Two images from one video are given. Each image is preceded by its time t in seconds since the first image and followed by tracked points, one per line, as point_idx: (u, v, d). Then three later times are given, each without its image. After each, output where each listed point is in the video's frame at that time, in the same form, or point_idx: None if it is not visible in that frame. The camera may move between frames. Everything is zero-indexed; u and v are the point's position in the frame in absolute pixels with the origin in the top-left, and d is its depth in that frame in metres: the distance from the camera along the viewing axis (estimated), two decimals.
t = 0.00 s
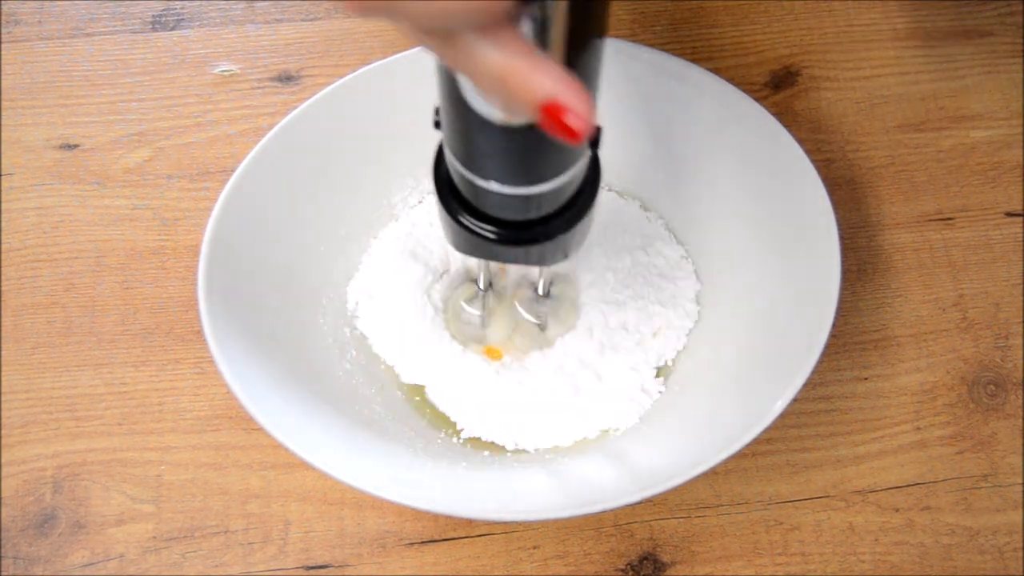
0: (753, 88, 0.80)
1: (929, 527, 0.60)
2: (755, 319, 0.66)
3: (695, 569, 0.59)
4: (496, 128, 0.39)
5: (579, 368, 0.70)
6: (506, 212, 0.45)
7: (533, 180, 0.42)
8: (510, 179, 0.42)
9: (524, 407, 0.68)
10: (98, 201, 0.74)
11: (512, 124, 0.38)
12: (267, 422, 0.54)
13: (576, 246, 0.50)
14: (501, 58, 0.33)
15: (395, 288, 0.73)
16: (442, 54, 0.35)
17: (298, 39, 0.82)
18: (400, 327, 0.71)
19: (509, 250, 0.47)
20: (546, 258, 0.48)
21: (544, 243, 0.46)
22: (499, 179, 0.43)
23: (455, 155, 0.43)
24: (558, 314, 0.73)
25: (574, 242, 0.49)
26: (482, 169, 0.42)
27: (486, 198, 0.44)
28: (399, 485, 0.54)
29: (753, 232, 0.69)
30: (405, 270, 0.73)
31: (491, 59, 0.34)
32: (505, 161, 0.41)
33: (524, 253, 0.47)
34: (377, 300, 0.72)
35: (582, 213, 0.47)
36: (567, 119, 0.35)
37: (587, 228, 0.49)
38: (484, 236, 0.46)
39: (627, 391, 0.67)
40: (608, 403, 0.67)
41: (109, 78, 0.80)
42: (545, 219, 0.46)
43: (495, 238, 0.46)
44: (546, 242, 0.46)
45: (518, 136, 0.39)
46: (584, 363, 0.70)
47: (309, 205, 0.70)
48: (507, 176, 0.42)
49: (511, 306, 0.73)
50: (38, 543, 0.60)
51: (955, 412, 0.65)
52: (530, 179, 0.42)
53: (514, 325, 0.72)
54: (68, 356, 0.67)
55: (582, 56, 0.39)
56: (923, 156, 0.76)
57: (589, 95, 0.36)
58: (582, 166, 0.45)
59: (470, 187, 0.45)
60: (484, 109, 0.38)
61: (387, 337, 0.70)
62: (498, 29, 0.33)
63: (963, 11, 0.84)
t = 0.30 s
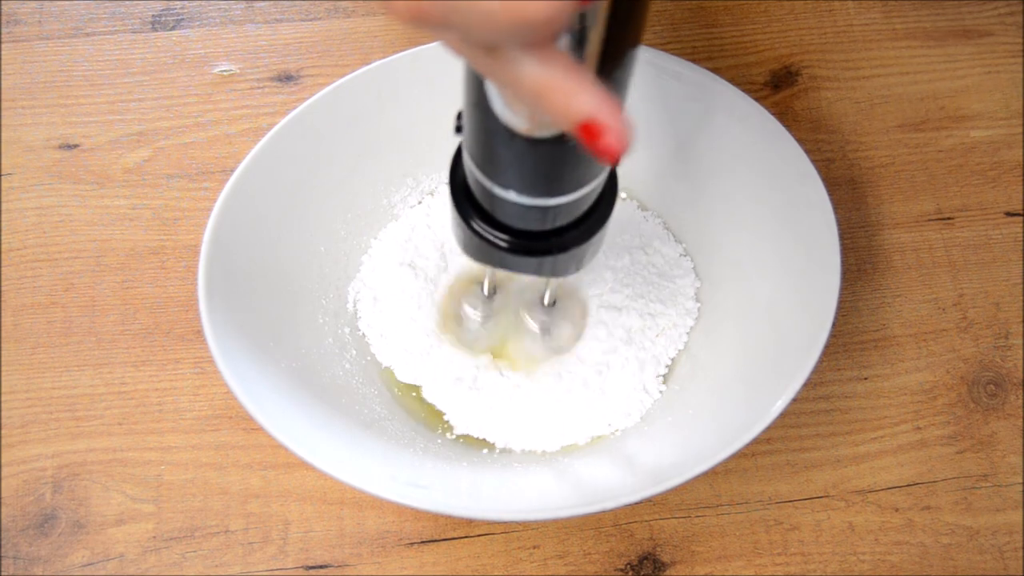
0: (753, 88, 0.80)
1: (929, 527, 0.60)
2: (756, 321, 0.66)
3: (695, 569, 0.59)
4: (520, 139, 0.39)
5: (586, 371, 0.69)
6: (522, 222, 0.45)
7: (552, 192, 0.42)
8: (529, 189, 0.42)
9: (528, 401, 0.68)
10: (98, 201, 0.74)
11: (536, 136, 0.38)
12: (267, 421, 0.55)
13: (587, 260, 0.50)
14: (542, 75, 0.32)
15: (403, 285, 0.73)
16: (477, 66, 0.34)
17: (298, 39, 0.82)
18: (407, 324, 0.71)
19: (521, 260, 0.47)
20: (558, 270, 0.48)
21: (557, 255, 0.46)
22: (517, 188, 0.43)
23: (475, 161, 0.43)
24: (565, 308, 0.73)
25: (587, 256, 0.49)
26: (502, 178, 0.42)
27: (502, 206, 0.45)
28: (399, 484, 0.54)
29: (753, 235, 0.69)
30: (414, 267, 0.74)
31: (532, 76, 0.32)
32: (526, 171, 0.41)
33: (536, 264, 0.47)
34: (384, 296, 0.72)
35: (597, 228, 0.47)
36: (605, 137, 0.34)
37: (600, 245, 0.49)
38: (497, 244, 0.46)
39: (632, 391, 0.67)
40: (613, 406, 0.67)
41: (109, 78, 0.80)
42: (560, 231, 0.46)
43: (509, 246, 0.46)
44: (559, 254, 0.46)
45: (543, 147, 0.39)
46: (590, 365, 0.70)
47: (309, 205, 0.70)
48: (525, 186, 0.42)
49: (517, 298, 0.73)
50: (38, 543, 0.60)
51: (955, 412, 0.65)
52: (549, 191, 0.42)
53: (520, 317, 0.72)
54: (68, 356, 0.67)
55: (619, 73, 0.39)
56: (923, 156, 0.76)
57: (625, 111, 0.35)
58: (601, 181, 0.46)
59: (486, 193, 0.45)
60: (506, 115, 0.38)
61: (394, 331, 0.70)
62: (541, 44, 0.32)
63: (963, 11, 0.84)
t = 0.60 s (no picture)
0: (753, 88, 0.80)
1: (929, 527, 0.60)
2: (756, 321, 0.65)
3: (695, 569, 0.59)
4: (522, 152, 0.39)
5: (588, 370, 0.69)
6: (528, 234, 0.45)
7: (555, 203, 0.43)
8: (533, 200, 0.42)
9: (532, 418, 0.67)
10: (97, 201, 0.74)
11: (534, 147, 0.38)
12: (266, 420, 0.55)
13: (595, 269, 0.50)
14: (522, 88, 0.33)
15: (405, 292, 0.73)
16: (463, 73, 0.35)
17: (298, 39, 0.82)
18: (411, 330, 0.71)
19: (527, 271, 0.47)
20: (565, 280, 0.48)
21: (564, 265, 0.46)
22: (521, 200, 0.43)
23: (477, 173, 0.44)
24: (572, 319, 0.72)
25: (595, 264, 0.49)
26: (505, 191, 0.43)
27: (507, 218, 0.45)
28: (400, 485, 0.54)
29: (754, 234, 0.69)
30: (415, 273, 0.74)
31: (513, 88, 0.33)
32: (529, 183, 0.41)
33: (543, 275, 0.47)
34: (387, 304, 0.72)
35: (604, 236, 0.47)
36: (580, 154, 0.34)
37: (608, 250, 0.50)
38: (504, 256, 0.46)
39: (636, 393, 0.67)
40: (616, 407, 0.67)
41: (109, 78, 0.80)
42: (566, 241, 0.46)
43: (517, 259, 0.46)
44: (566, 264, 0.46)
45: (544, 160, 0.39)
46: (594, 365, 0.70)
47: (308, 206, 0.70)
48: (529, 197, 0.42)
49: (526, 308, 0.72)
50: (38, 543, 0.60)
51: (954, 412, 0.65)
52: (553, 202, 0.42)
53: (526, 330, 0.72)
54: (68, 356, 0.67)
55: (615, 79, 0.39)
56: (923, 156, 0.76)
57: (607, 130, 0.35)
58: (606, 189, 0.46)
59: (490, 206, 0.45)
60: (504, 127, 0.38)
61: (397, 339, 0.70)
62: (523, 58, 0.33)
63: (963, 11, 0.84)
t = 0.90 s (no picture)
0: (753, 88, 0.80)
1: (929, 527, 0.60)
2: (756, 321, 0.65)
3: (695, 569, 0.59)
4: (509, 135, 0.39)
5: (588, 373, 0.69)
6: (512, 222, 0.45)
7: (542, 191, 0.42)
8: (518, 187, 0.42)
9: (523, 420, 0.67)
10: (97, 201, 0.74)
11: (524, 131, 0.39)
12: (266, 421, 0.55)
13: (579, 260, 0.50)
14: (529, 69, 0.33)
15: (401, 287, 0.73)
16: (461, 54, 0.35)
17: (298, 39, 0.82)
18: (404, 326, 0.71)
19: (509, 259, 0.47)
20: (549, 270, 0.48)
21: (548, 254, 0.46)
22: (506, 186, 0.43)
23: (463, 159, 0.43)
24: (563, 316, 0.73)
25: (578, 256, 0.49)
26: (491, 177, 0.42)
27: (492, 205, 0.44)
28: (399, 485, 0.54)
29: (753, 235, 0.69)
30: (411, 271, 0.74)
31: (519, 69, 0.33)
32: (516, 169, 0.41)
33: (527, 264, 0.47)
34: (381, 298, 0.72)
35: (589, 226, 0.47)
36: (585, 133, 0.35)
37: (591, 243, 0.49)
38: (488, 244, 0.46)
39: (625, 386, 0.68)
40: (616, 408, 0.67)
41: (109, 78, 0.80)
42: (550, 230, 0.46)
43: (499, 247, 0.46)
44: (550, 253, 0.46)
45: (532, 143, 0.39)
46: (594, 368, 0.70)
47: (307, 205, 0.70)
48: (514, 184, 0.42)
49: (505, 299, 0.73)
50: (38, 543, 0.60)
51: (954, 412, 0.65)
52: (539, 189, 0.42)
53: (508, 322, 0.73)
54: (68, 356, 0.67)
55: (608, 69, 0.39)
56: (923, 156, 0.76)
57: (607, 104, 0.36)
58: (592, 178, 0.46)
59: (475, 193, 0.45)
60: (492, 107, 0.38)
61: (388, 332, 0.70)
62: (528, 38, 0.33)
63: (963, 11, 0.84)
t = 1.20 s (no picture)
0: (753, 88, 0.80)
1: (929, 527, 0.60)
2: (756, 321, 0.65)
3: (695, 569, 0.59)
4: (507, 124, 0.39)
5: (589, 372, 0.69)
6: (508, 212, 0.45)
7: (538, 180, 0.42)
8: (515, 177, 0.42)
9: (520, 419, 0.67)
10: (97, 201, 0.74)
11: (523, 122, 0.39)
12: (267, 422, 0.55)
13: (574, 251, 0.50)
14: (530, 59, 0.33)
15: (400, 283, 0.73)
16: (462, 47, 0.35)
17: (298, 39, 0.82)
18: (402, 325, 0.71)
19: (504, 249, 0.47)
20: (544, 260, 0.48)
21: (543, 245, 0.46)
22: (502, 175, 0.42)
23: (460, 148, 0.43)
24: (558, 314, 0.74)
25: (572, 246, 0.49)
26: (488, 166, 0.42)
27: (489, 195, 0.44)
28: (400, 485, 0.54)
29: (755, 234, 0.69)
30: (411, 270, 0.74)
31: (520, 60, 0.33)
32: (512, 159, 0.41)
33: (522, 254, 0.47)
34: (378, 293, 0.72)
35: (584, 218, 0.47)
36: (589, 122, 0.35)
37: (586, 233, 0.49)
38: (483, 234, 0.46)
39: (623, 379, 0.68)
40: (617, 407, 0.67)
41: (109, 78, 0.80)
42: (545, 221, 0.46)
43: (495, 237, 0.46)
44: (545, 243, 0.46)
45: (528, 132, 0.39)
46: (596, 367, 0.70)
47: (307, 205, 0.70)
48: (510, 173, 0.42)
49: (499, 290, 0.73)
50: (38, 543, 0.60)
51: (955, 412, 0.65)
52: (535, 178, 0.42)
53: (504, 319, 0.73)
54: (68, 356, 0.67)
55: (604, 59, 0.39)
56: (923, 156, 0.76)
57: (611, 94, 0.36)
58: (588, 169, 0.46)
59: (471, 182, 0.45)
60: (491, 97, 0.38)
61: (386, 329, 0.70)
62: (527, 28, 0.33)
63: (963, 11, 0.84)
